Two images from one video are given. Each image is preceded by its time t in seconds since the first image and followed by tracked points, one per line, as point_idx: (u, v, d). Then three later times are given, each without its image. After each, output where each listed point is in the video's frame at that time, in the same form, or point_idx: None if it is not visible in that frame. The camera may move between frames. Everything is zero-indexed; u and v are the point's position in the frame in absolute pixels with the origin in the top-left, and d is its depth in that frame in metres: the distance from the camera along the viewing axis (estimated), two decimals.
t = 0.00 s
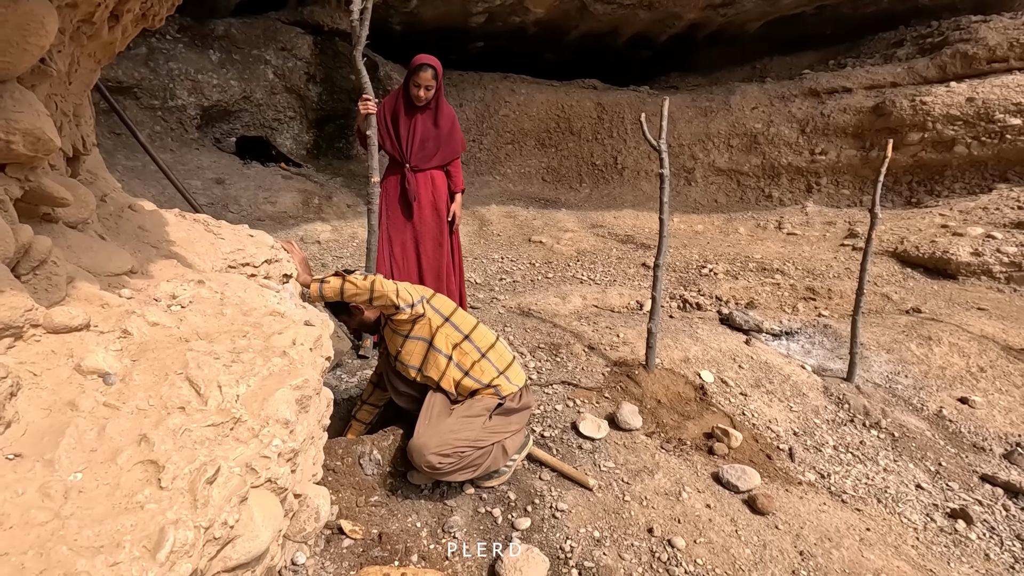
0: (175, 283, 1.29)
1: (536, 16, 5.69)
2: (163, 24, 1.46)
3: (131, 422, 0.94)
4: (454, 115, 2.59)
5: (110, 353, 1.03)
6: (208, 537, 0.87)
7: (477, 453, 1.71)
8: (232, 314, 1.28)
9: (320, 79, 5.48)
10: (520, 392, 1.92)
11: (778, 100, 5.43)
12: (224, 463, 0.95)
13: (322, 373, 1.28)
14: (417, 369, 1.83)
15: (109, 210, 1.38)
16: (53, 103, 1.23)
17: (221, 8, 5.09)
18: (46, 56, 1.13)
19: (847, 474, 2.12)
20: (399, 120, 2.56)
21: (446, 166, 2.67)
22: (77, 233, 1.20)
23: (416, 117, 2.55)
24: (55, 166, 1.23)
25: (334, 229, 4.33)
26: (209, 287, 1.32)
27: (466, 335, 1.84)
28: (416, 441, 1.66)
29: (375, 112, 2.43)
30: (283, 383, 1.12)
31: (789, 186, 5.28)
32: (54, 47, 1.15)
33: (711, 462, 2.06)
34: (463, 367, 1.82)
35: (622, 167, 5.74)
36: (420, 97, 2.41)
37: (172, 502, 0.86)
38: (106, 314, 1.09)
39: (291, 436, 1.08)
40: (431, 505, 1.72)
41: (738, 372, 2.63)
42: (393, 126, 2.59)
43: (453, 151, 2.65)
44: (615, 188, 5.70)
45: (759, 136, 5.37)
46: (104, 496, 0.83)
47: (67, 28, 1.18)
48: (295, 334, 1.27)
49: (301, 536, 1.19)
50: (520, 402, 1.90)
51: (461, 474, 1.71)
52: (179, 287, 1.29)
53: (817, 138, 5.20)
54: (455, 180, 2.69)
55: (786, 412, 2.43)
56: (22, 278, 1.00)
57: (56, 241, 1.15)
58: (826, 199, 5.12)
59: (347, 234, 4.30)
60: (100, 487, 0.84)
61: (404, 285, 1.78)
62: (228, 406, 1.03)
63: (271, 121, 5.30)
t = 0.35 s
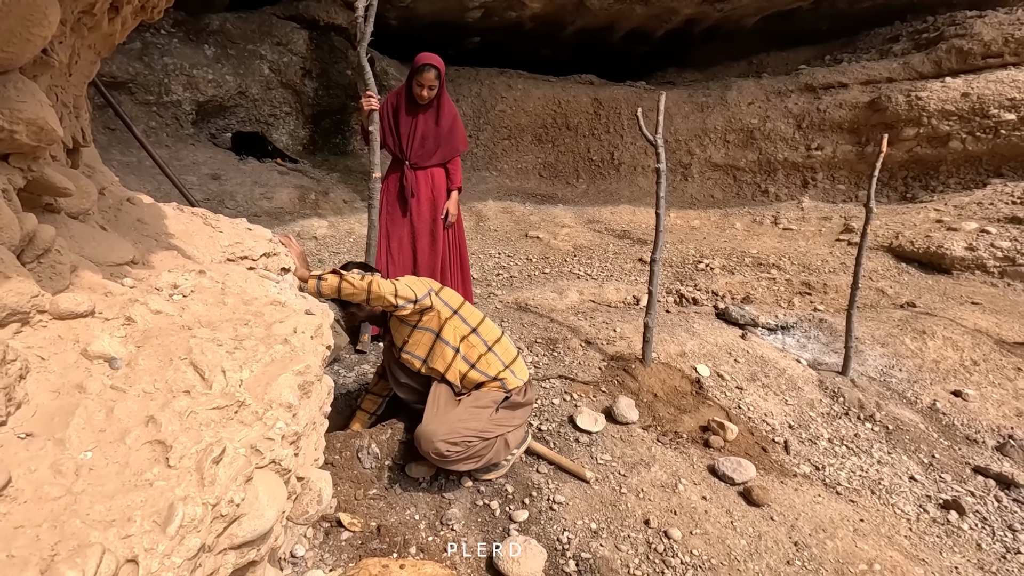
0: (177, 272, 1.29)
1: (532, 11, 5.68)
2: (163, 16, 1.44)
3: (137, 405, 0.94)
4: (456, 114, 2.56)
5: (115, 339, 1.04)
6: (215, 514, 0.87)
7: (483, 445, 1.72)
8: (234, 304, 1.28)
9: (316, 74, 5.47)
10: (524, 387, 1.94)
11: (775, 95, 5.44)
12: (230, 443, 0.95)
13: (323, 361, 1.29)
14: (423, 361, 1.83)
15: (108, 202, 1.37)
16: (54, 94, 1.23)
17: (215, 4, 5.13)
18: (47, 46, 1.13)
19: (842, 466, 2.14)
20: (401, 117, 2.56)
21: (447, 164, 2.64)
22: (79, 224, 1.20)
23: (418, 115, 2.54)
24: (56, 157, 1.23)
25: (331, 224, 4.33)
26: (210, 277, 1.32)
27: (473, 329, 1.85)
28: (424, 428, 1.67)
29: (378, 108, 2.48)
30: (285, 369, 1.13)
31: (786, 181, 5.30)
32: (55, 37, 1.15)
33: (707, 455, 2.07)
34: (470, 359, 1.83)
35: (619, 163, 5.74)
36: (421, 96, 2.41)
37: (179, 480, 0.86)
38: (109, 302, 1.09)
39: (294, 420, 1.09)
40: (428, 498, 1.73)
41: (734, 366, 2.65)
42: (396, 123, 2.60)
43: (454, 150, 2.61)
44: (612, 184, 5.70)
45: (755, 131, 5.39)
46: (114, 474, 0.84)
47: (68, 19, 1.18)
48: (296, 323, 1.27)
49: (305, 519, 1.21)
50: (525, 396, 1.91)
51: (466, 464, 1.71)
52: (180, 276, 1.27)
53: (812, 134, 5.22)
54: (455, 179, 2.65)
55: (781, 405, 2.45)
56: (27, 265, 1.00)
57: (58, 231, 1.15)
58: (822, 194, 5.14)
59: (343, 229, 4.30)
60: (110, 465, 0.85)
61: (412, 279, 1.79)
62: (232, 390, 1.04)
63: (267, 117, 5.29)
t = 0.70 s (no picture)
0: (178, 265, 1.29)
1: (528, 6, 5.68)
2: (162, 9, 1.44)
3: (145, 391, 0.94)
4: (456, 112, 2.56)
5: (120, 327, 1.04)
6: (222, 494, 0.88)
7: (493, 438, 1.74)
8: (235, 295, 1.28)
9: (311, 70, 5.45)
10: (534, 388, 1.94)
11: (770, 91, 5.46)
12: (235, 427, 0.96)
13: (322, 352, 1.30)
14: (435, 355, 1.82)
15: (107, 196, 1.35)
16: (54, 87, 1.23)
17: None
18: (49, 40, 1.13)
19: (835, 458, 2.16)
20: (401, 116, 2.55)
21: (446, 163, 2.65)
22: (81, 216, 1.20)
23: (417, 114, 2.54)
24: (58, 150, 1.23)
25: (327, 220, 4.33)
26: (210, 270, 1.33)
27: (489, 326, 1.85)
28: (442, 414, 1.69)
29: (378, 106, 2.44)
30: (288, 356, 1.14)
31: (780, 176, 5.32)
32: (56, 30, 1.15)
33: (702, 448, 2.09)
34: (484, 356, 1.82)
35: (615, 158, 5.75)
36: (420, 96, 2.41)
37: (188, 461, 0.87)
38: (113, 292, 1.09)
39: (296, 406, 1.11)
40: (426, 492, 1.74)
41: (729, 360, 2.67)
42: (394, 121, 2.59)
43: (454, 149, 2.62)
44: (607, 179, 5.71)
45: (750, 127, 5.41)
46: (125, 455, 0.84)
47: (69, 12, 1.18)
48: (296, 313, 1.29)
49: (306, 504, 1.21)
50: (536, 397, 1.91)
51: (474, 455, 1.74)
52: (181, 269, 1.28)
53: (807, 129, 5.24)
54: (454, 177, 2.66)
55: (775, 398, 2.47)
56: (33, 256, 0.99)
57: (61, 222, 1.14)
58: (816, 189, 5.16)
59: (339, 225, 4.30)
60: (120, 447, 0.85)
61: (431, 274, 1.77)
62: (237, 376, 1.05)
63: (262, 112, 5.27)
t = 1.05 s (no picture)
0: (171, 258, 1.29)
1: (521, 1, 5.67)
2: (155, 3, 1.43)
3: (141, 379, 0.94)
4: (452, 107, 2.57)
5: (114, 318, 1.03)
6: (218, 480, 0.88)
7: (495, 435, 1.75)
8: (228, 288, 1.29)
9: (303, 65, 5.43)
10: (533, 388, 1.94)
11: (763, 87, 5.49)
12: (230, 415, 0.96)
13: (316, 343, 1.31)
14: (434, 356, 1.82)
15: (99, 191, 1.34)
16: (46, 80, 1.22)
17: None
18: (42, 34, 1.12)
19: (826, 451, 2.18)
20: (396, 111, 2.55)
21: (442, 158, 2.65)
22: (74, 210, 1.20)
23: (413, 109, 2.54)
24: (50, 144, 1.23)
25: (321, 216, 4.32)
26: (204, 263, 1.34)
27: (489, 328, 1.85)
28: (450, 408, 1.68)
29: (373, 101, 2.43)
30: (282, 347, 1.16)
31: (774, 172, 5.34)
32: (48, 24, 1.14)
33: (695, 441, 2.11)
34: (484, 358, 1.82)
35: (609, 154, 5.76)
36: (416, 92, 2.41)
37: (184, 447, 0.87)
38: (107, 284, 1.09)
39: (290, 395, 1.11)
40: (421, 486, 1.74)
41: (721, 354, 2.69)
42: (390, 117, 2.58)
43: (450, 144, 2.62)
44: (602, 175, 5.71)
45: (744, 123, 5.43)
46: (122, 441, 0.84)
47: (61, 5, 1.17)
48: (289, 306, 1.30)
49: (302, 491, 1.23)
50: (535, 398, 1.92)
51: (476, 451, 1.74)
52: (175, 262, 1.29)
53: (800, 125, 5.27)
54: (450, 172, 2.67)
55: (768, 392, 2.49)
56: (27, 248, 0.99)
57: (54, 215, 1.14)
58: (809, 185, 5.18)
59: (333, 221, 4.29)
60: (117, 433, 0.85)
61: (432, 275, 1.76)
62: (232, 366, 1.06)
63: (254, 108, 5.25)
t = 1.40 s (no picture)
0: (153, 251, 1.29)
1: None
2: None
3: (117, 369, 0.94)
4: (444, 101, 2.54)
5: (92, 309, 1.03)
6: (192, 467, 0.88)
7: (480, 430, 1.75)
8: (210, 280, 1.29)
9: (294, 60, 5.40)
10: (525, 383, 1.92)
11: (754, 83, 5.52)
12: (207, 403, 0.96)
13: (298, 335, 1.30)
14: (428, 347, 1.82)
15: (82, 184, 1.33)
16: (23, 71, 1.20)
17: None
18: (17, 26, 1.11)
19: (814, 443, 2.21)
20: (388, 107, 2.55)
21: (435, 153, 2.63)
22: (54, 203, 1.19)
23: (404, 103, 2.52)
24: (29, 137, 1.21)
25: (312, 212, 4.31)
26: (186, 255, 1.33)
27: (484, 319, 1.83)
28: (432, 405, 1.69)
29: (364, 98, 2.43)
30: (261, 337, 1.15)
31: (765, 168, 5.37)
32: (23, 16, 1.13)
33: (684, 434, 2.12)
34: (477, 350, 1.81)
35: (602, 150, 5.77)
36: (406, 86, 2.39)
37: (159, 434, 0.87)
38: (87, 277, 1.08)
39: (269, 384, 1.10)
40: (412, 481, 1.75)
41: (711, 348, 2.70)
42: (384, 113, 2.58)
43: (443, 138, 2.59)
44: (594, 171, 5.72)
45: (735, 118, 5.46)
46: (96, 428, 0.84)
47: None
48: (271, 298, 1.29)
49: (281, 481, 1.21)
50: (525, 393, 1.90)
51: (461, 446, 1.75)
52: (156, 255, 1.28)
53: (791, 121, 5.29)
54: (443, 167, 2.64)
55: (757, 385, 2.51)
56: (4, 241, 0.98)
57: (33, 208, 1.13)
58: (800, 180, 5.21)
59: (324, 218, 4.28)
60: (92, 421, 0.85)
61: (424, 268, 1.75)
62: (209, 356, 1.05)
63: (244, 103, 5.22)
